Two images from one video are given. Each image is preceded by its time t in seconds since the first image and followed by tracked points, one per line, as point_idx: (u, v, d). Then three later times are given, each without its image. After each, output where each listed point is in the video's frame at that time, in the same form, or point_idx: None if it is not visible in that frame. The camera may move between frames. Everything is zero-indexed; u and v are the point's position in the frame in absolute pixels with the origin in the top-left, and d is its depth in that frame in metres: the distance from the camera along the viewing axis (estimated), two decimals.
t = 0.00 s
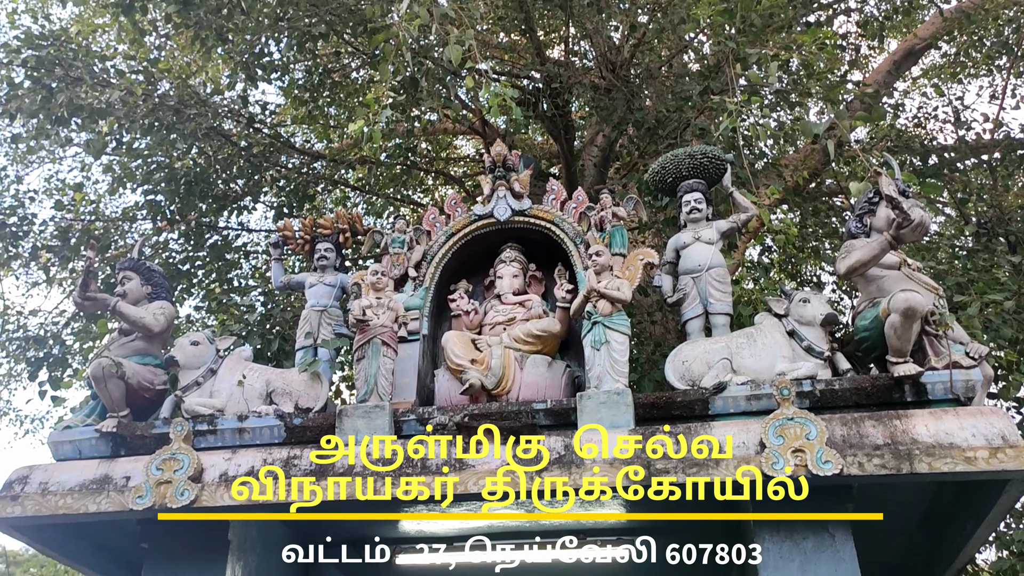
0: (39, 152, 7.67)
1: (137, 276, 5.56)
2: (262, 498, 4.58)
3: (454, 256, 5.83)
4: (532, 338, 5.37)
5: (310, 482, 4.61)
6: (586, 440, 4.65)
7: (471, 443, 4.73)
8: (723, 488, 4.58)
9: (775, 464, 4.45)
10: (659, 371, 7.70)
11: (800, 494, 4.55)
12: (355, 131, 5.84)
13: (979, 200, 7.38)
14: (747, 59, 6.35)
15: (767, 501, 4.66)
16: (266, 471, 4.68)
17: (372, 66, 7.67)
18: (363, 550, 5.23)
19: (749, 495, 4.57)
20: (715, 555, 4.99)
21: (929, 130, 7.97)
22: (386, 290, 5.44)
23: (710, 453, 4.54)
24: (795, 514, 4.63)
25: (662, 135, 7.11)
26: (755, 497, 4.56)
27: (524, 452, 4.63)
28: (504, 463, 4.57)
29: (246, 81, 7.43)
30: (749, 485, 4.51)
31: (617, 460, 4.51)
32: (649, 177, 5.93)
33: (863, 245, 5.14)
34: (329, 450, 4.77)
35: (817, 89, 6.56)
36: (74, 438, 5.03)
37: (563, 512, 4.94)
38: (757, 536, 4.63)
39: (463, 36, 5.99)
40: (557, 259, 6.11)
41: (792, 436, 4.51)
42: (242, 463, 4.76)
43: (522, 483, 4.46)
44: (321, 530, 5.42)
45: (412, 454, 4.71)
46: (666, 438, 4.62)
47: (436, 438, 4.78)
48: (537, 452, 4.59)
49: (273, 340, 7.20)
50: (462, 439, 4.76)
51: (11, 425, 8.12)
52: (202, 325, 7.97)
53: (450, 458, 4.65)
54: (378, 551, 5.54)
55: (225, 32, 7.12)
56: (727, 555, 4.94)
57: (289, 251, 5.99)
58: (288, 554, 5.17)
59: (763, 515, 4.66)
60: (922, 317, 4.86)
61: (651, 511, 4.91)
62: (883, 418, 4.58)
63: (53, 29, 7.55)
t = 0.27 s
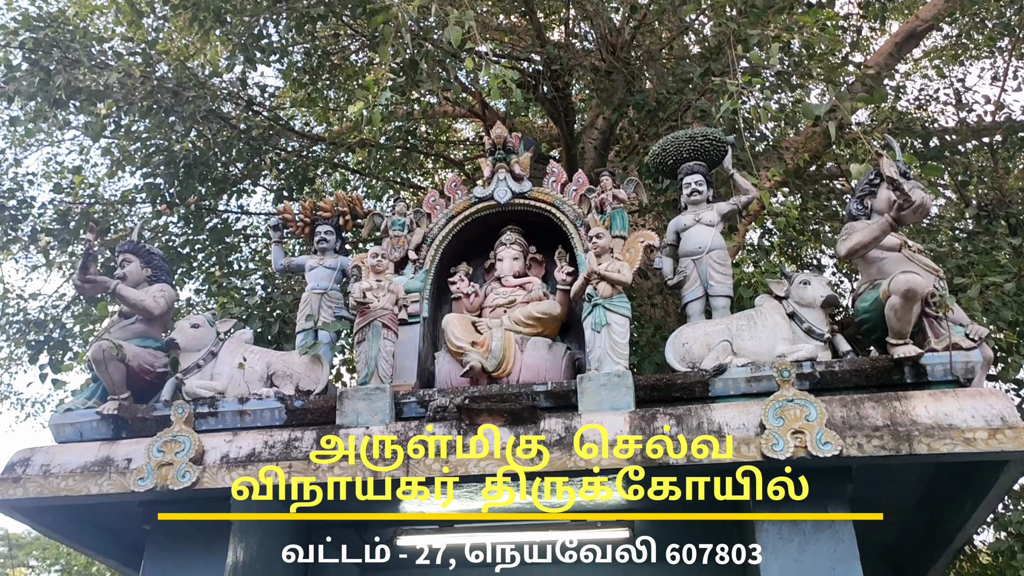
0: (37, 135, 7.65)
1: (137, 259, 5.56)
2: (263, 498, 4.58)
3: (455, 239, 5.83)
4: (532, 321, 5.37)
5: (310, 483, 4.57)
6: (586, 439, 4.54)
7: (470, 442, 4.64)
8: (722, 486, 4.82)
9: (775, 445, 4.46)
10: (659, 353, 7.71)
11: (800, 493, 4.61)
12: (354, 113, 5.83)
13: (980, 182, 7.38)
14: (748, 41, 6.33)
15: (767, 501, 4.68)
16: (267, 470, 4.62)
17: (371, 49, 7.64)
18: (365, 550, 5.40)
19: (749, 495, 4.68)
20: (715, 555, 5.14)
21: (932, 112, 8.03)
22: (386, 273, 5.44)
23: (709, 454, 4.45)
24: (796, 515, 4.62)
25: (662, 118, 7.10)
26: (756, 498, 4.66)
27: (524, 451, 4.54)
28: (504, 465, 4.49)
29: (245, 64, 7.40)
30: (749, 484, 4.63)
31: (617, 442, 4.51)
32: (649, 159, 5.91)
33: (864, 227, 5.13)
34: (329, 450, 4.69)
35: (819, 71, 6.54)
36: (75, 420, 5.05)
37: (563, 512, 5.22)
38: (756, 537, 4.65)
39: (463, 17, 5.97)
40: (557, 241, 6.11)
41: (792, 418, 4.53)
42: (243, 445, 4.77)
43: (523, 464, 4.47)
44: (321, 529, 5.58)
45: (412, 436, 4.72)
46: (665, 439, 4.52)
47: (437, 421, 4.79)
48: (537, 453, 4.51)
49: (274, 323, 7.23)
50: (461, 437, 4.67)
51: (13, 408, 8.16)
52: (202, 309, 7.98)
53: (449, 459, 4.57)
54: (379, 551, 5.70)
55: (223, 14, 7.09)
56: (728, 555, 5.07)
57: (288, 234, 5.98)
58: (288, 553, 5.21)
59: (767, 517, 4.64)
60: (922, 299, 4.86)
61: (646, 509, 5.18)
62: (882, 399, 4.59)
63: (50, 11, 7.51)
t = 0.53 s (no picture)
0: (34, 117, 7.64)
1: (136, 241, 5.55)
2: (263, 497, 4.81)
3: (454, 220, 5.82)
4: (532, 302, 5.37)
5: (309, 483, 4.88)
6: (587, 440, 4.47)
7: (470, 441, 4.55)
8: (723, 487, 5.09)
9: (775, 425, 4.46)
10: (659, 336, 7.72)
11: (800, 493, 4.62)
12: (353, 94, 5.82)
13: (981, 164, 7.37)
14: (749, 21, 6.30)
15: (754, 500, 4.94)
16: (266, 472, 4.76)
17: (369, 30, 7.61)
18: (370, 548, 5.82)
19: (750, 495, 4.72)
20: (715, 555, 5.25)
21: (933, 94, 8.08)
22: (386, 255, 5.43)
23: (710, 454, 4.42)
24: (797, 516, 4.58)
25: (662, 99, 7.08)
26: (756, 498, 4.66)
27: (524, 452, 4.47)
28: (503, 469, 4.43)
29: (242, 45, 7.37)
30: (749, 483, 4.67)
31: (617, 424, 4.51)
32: (649, 141, 5.90)
33: (864, 208, 5.12)
34: (328, 449, 4.58)
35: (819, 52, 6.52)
36: (75, 402, 5.05)
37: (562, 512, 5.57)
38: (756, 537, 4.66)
39: None
40: (557, 223, 6.10)
41: (792, 398, 4.52)
42: (243, 426, 4.78)
43: (522, 445, 4.48)
44: (321, 529, 5.77)
45: (412, 418, 4.72)
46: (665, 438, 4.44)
47: (437, 402, 4.79)
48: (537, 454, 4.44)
49: (273, 306, 7.29)
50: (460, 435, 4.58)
51: (14, 391, 8.20)
52: (201, 292, 7.99)
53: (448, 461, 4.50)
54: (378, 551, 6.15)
55: None
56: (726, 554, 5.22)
57: (288, 216, 5.97)
58: (288, 553, 5.39)
59: (769, 517, 4.59)
60: (923, 280, 4.86)
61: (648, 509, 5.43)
62: (882, 380, 4.60)
63: None
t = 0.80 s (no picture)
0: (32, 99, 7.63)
1: (135, 222, 5.53)
2: (262, 497, 4.92)
3: (454, 202, 5.80)
4: (532, 283, 5.37)
5: (309, 482, 5.14)
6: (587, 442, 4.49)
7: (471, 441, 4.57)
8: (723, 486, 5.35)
9: (774, 405, 4.46)
10: (659, 318, 7.73)
11: (800, 493, 4.59)
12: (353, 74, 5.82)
13: (982, 145, 7.36)
14: None
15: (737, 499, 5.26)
16: (266, 471, 4.94)
17: (368, 10, 7.57)
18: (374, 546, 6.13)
19: (750, 495, 4.72)
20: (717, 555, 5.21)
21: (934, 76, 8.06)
22: (385, 236, 5.42)
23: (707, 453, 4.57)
24: (794, 516, 4.55)
25: (662, 80, 7.07)
26: (756, 497, 4.63)
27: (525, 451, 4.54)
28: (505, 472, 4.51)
29: (240, 26, 7.34)
30: (748, 483, 4.66)
31: (616, 404, 4.52)
32: (649, 121, 5.88)
33: (865, 188, 5.11)
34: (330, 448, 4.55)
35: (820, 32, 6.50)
36: (76, 383, 5.05)
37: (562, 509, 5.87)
38: (756, 537, 4.65)
39: None
40: (557, 204, 6.09)
41: (792, 378, 4.53)
42: (243, 408, 4.78)
43: (522, 425, 4.48)
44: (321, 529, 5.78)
45: (412, 398, 4.72)
46: (665, 438, 4.60)
47: (437, 383, 4.79)
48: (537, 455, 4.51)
49: (273, 288, 7.37)
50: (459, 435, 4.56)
51: (14, 373, 8.23)
52: (200, 274, 8.00)
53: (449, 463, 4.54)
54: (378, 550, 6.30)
55: None
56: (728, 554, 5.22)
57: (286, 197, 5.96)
58: (288, 553, 5.35)
59: (771, 517, 4.53)
60: (923, 260, 4.86)
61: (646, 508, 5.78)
62: (881, 360, 4.60)
63: None
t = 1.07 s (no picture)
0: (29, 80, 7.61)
1: (133, 204, 5.51)
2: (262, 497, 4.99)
3: (453, 184, 5.79)
4: (532, 265, 5.36)
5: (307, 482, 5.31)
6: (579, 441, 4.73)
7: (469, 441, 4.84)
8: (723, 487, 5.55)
9: (774, 386, 4.46)
10: (659, 300, 7.74)
11: (800, 493, 4.55)
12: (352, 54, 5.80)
13: (984, 127, 7.34)
14: None
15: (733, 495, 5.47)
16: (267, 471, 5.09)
17: None
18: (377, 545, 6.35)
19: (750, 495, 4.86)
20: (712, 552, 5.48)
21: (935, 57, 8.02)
22: (385, 218, 5.40)
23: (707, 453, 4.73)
24: (795, 516, 4.49)
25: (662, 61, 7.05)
26: (756, 498, 4.66)
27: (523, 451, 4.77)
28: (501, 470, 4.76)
29: (238, 6, 7.30)
30: (749, 484, 4.74)
31: (616, 385, 4.52)
32: (650, 103, 5.85)
33: (866, 169, 5.09)
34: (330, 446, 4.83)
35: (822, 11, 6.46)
36: (76, 365, 5.05)
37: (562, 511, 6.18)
38: (756, 536, 4.78)
39: None
40: (557, 186, 6.07)
41: (792, 359, 4.52)
42: (243, 389, 4.78)
43: (522, 406, 4.48)
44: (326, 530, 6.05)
45: (413, 380, 4.72)
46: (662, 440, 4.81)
47: (437, 364, 4.79)
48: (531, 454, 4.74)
49: (272, 270, 7.45)
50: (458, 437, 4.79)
51: (14, 356, 8.24)
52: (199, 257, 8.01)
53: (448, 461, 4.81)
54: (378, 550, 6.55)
55: None
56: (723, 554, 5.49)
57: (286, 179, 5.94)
58: (288, 553, 5.49)
59: (770, 516, 4.49)
60: (924, 241, 4.85)
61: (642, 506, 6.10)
62: (881, 341, 4.59)
63: None
